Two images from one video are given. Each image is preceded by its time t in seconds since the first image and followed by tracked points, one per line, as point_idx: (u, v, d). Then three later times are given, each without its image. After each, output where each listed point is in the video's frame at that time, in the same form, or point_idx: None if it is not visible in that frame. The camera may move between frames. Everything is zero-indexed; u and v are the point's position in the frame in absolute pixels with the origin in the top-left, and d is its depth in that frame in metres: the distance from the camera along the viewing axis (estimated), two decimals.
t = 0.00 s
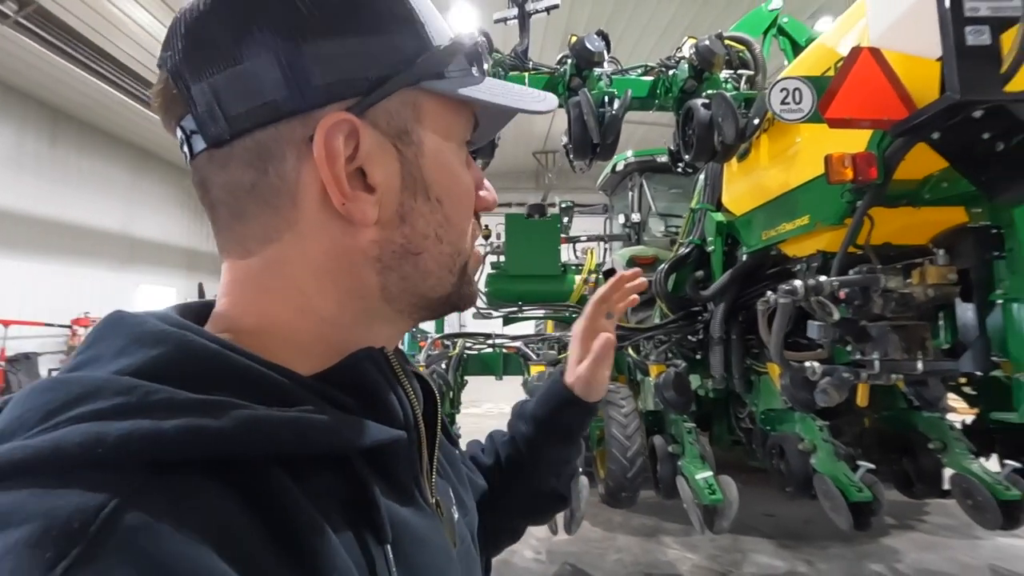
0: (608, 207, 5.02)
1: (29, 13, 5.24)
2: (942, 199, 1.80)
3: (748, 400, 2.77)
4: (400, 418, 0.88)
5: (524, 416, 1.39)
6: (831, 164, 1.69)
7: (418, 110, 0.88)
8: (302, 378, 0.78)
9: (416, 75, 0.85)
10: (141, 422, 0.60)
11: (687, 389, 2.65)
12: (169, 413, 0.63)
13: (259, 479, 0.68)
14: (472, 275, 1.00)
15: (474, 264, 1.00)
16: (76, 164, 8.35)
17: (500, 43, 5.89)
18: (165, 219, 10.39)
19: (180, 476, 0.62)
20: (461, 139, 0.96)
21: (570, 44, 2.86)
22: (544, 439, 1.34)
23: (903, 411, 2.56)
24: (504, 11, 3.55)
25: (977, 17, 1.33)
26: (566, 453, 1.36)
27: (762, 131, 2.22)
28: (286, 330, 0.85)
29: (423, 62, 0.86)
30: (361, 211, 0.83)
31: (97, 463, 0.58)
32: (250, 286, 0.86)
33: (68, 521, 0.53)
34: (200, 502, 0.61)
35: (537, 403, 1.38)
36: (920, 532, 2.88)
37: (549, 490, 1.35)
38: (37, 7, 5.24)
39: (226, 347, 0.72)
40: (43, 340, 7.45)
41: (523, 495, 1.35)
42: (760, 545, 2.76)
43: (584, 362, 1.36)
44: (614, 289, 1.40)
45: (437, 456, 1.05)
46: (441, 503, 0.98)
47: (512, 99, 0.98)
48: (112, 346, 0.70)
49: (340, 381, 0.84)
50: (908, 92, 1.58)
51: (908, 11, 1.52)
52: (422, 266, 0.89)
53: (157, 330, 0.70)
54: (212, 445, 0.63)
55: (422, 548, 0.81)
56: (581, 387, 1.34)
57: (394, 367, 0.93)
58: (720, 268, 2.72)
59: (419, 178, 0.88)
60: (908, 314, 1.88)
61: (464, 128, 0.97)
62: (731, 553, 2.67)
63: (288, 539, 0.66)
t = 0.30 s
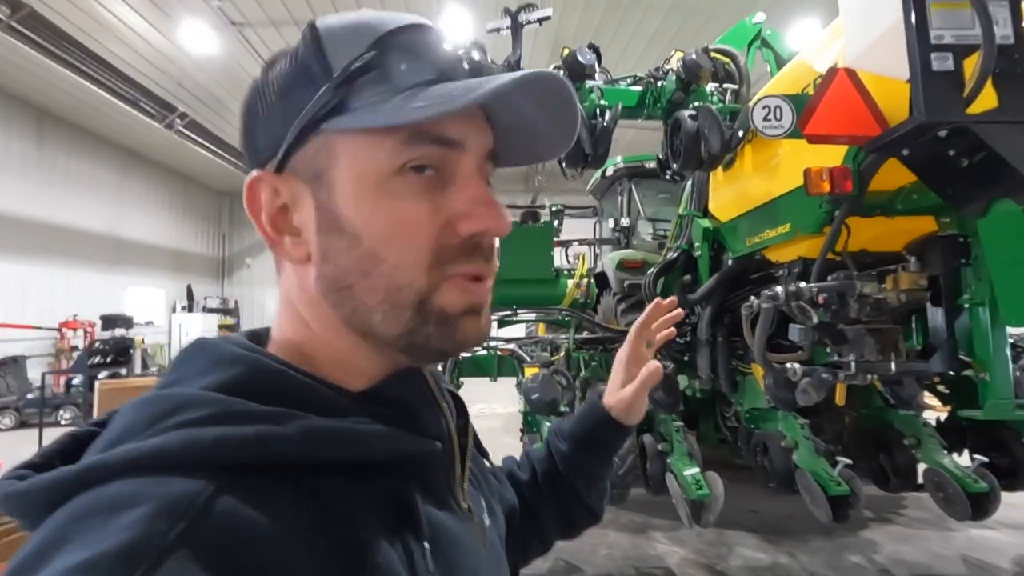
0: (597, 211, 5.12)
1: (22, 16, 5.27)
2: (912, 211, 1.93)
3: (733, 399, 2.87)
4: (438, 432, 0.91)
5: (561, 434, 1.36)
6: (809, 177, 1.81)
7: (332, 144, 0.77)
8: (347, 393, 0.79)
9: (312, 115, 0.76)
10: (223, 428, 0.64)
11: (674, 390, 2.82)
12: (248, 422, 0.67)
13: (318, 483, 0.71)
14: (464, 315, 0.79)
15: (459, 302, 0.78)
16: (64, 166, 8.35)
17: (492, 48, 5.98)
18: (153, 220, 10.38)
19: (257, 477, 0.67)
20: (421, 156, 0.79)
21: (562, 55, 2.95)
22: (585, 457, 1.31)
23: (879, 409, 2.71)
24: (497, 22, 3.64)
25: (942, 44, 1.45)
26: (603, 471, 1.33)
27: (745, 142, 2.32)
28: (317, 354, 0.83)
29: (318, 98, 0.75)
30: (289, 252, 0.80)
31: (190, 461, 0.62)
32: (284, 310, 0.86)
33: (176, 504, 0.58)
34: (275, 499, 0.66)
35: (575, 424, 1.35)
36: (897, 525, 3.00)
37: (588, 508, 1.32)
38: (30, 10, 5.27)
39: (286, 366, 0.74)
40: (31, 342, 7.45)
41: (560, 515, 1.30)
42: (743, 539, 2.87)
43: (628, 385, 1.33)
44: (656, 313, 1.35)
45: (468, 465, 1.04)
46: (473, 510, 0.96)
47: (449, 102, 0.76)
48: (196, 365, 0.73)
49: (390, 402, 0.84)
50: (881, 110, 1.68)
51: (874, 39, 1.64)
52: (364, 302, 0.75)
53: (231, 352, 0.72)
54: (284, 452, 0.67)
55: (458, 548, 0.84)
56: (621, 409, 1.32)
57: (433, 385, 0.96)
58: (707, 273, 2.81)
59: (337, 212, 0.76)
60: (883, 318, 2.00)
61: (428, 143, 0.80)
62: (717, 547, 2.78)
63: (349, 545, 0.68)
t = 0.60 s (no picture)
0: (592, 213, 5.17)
1: (18, 17, 5.21)
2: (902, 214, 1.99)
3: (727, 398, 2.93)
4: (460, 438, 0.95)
5: (583, 446, 1.38)
6: (803, 182, 1.86)
7: (319, 165, 0.83)
8: (373, 399, 0.83)
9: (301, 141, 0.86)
10: (254, 430, 0.66)
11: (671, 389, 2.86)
12: (280, 424, 0.69)
13: (347, 488, 0.74)
14: (436, 336, 0.80)
15: (427, 322, 0.79)
16: (55, 166, 8.31)
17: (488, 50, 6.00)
18: (146, 221, 10.35)
19: (288, 479, 0.68)
20: (394, 172, 0.82)
21: (560, 60, 2.99)
22: (607, 473, 1.33)
23: (870, 409, 2.74)
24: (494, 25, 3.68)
25: (930, 54, 1.50)
26: (623, 487, 1.35)
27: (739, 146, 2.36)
28: (348, 362, 0.87)
29: (305, 124, 0.84)
30: (303, 266, 0.89)
31: (226, 460, 0.64)
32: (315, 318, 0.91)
33: (206, 500, 0.60)
34: (304, 497, 0.68)
35: (596, 436, 1.36)
36: (887, 521, 3.07)
37: (607, 520, 1.35)
38: (26, 11, 5.21)
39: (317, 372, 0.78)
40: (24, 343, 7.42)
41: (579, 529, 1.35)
42: (737, 536, 2.92)
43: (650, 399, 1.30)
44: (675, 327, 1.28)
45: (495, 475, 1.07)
46: (497, 518, 0.99)
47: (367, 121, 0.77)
48: (235, 370, 0.77)
49: (414, 408, 0.88)
50: (870, 115, 1.74)
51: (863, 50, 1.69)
52: (347, 317, 0.80)
53: (268, 358, 0.76)
54: (314, 454, 0.69)
55: (482, 559, 0.85)
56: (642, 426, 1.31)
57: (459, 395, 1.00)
58: (702, 274, 2.87)
59: (324, 232, 0.82)
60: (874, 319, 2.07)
61: (400, 161, 0.82)
62: (712, 544, 2.83)
63: (376, 552, 0.71)
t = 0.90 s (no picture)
0: (589, 212, 5.16)
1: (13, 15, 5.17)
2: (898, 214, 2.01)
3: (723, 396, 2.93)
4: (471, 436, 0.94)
5: (606, 438, 1.38)
6: (802, 182, 1.87)
7: (313, 165, 0.83)
8: (383, 396, 0.83)
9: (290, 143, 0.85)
10: (262, 431, 0.66)
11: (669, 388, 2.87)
12: (288, 424, 0.69)
13: (358, 488, 0.74)
14: (442, 328, 0.80)
15: (432, 315, 0.80)
16: (48, 164, 8.27)
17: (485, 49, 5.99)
18: (141, 219, 10.31)
19: (299, 480, 0.68)
20: (390, 167, 0.82)
21: (558, 59, 3.00)
22: (629, 464, 1.33)
23: (865, 407, 2.76)
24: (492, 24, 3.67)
25: (928, 55, 1.51)
26: (648, 475, 1.35)
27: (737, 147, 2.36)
28: (355, 360, 0.88)
29: (295, 125, 0.84)
30: (302, 267, 0.90)
31: (235, 461, 0.64)
32: (321, 316, 0.91)
33: (213, 504, 0.59)
34: (312, 499, 0.67)
35: (619, 427, 1.36)
36: (882, 519, 3.08)
37: (630, 510, 1.36)
38: (21, 9, 5.18)
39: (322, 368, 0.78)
40: (17, 342, 7.37)
41: (604, 519, 1.35)
42: (734, 534, 2.93)
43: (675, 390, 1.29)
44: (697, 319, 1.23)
45: (504, 469, 1.08)
46: (506, 513, 0.99)
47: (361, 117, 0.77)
48: (243, 369, 0.77)
49: (423, 405, 0.88)
50: (868, 115, 1.74)
51: (863, 49, 1.71)
52: (350, 316, 0.80)
53: (276, 357, 0.76)
54: (320, 455, 0.68)
55: (494, 554, 0.86)
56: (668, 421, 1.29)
57: (467, 390, 0.99)
58: (699, 274, 2.88)
59: (324, 232, 0.82)
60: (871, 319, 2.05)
61: (397, 156, 0.82)
62: (709, 542, 2.84)
63: (390, 552, 0.72)
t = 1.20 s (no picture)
0: (587, 211, 5.15)
1: (8, 12, 5.15)
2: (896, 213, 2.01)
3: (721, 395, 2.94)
4: (448, 433, 0.93)
5: (605, 453, 1.38)
6: (799, 179, 1.87)
7: (299, 158, 0.82)
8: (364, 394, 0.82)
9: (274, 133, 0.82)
10: (237, 428, 0.65)
11: (667, 387, 2.87)
12: (266, 422, 0.68)
13: (338, 484, 0.73)
14: (432, 323, 0.80)
15: (422, 310, 0.80)
16: (44, 163, 8.24)
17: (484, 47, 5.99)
18: (138, 218, 10.28)
19: (277, 475, 0.68)
20: (379, 162, 0.82)
21: (556, 58, 3.00)
22: (624, 481, 1.32)
23: (862, 405, 2.76)
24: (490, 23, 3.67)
25: (926, 54, 1.51)
26: (640, 498, 1.33)
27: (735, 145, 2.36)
28: (337, 358, 0.87)
29: (281, 116, 0.82)
30: (283, 262, 0.88)
31: (209, 458, 0.63)
32: (300, 312, 0.89)
33: (187, 500, 0.59)
34: (295, 499, 0.67)
35: (621, 444, 1.36)
36: (880, 517, 3.09)
37: (616, 532, 1.34)
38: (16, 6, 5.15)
39: (299, 364, 0.77)
40: (14, 341, 7.33)
41: (590, 537, 1.34)
42: (732, 533, 2.94)
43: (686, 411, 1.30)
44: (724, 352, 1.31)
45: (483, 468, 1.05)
46: (485, 511, 0.97)
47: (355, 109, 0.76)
48: (218, 365, 0.76)
49: (405, 401, 0.88)
50: (864, 113, 1.74)
51: (860, 48, 1.71)
52: (337, 311, 0.80)
53: (251, 352, 0.75)
54: (297, 450, 0.68)
55: (474, 553, 0.84)
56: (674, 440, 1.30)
57: (448, 390, 0.98)
58: (697, 272, 2.87)
59: (310, 227, 0.81)
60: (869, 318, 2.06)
61: (387, 151, 0.82)
62: (706, 540, 2.85)
63: (370, 549, 0.71)
